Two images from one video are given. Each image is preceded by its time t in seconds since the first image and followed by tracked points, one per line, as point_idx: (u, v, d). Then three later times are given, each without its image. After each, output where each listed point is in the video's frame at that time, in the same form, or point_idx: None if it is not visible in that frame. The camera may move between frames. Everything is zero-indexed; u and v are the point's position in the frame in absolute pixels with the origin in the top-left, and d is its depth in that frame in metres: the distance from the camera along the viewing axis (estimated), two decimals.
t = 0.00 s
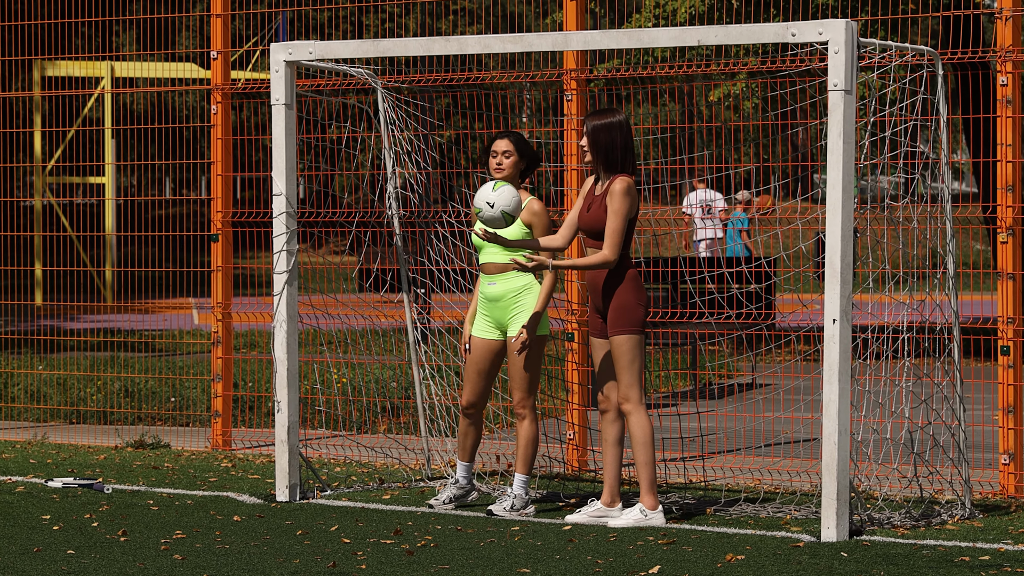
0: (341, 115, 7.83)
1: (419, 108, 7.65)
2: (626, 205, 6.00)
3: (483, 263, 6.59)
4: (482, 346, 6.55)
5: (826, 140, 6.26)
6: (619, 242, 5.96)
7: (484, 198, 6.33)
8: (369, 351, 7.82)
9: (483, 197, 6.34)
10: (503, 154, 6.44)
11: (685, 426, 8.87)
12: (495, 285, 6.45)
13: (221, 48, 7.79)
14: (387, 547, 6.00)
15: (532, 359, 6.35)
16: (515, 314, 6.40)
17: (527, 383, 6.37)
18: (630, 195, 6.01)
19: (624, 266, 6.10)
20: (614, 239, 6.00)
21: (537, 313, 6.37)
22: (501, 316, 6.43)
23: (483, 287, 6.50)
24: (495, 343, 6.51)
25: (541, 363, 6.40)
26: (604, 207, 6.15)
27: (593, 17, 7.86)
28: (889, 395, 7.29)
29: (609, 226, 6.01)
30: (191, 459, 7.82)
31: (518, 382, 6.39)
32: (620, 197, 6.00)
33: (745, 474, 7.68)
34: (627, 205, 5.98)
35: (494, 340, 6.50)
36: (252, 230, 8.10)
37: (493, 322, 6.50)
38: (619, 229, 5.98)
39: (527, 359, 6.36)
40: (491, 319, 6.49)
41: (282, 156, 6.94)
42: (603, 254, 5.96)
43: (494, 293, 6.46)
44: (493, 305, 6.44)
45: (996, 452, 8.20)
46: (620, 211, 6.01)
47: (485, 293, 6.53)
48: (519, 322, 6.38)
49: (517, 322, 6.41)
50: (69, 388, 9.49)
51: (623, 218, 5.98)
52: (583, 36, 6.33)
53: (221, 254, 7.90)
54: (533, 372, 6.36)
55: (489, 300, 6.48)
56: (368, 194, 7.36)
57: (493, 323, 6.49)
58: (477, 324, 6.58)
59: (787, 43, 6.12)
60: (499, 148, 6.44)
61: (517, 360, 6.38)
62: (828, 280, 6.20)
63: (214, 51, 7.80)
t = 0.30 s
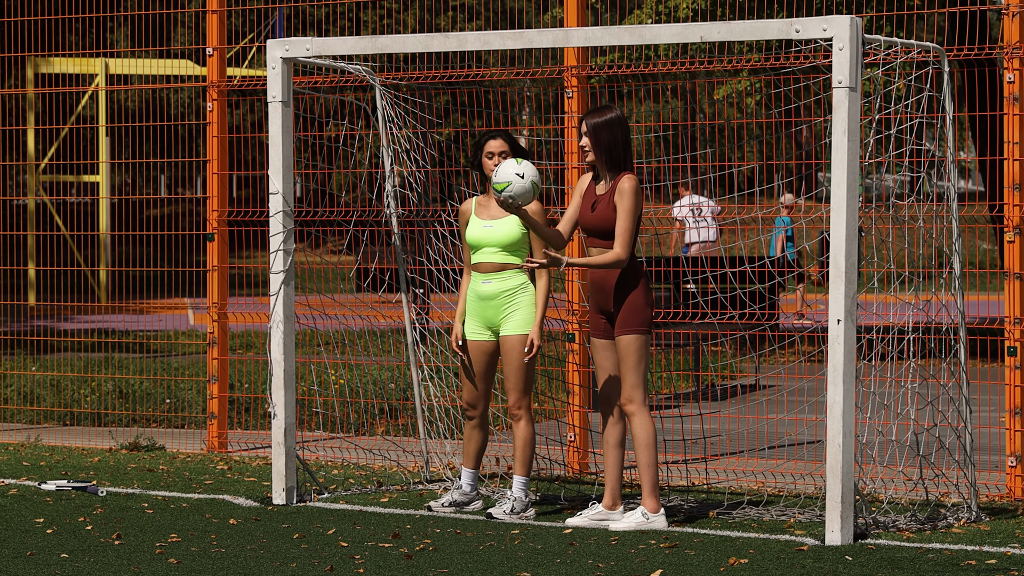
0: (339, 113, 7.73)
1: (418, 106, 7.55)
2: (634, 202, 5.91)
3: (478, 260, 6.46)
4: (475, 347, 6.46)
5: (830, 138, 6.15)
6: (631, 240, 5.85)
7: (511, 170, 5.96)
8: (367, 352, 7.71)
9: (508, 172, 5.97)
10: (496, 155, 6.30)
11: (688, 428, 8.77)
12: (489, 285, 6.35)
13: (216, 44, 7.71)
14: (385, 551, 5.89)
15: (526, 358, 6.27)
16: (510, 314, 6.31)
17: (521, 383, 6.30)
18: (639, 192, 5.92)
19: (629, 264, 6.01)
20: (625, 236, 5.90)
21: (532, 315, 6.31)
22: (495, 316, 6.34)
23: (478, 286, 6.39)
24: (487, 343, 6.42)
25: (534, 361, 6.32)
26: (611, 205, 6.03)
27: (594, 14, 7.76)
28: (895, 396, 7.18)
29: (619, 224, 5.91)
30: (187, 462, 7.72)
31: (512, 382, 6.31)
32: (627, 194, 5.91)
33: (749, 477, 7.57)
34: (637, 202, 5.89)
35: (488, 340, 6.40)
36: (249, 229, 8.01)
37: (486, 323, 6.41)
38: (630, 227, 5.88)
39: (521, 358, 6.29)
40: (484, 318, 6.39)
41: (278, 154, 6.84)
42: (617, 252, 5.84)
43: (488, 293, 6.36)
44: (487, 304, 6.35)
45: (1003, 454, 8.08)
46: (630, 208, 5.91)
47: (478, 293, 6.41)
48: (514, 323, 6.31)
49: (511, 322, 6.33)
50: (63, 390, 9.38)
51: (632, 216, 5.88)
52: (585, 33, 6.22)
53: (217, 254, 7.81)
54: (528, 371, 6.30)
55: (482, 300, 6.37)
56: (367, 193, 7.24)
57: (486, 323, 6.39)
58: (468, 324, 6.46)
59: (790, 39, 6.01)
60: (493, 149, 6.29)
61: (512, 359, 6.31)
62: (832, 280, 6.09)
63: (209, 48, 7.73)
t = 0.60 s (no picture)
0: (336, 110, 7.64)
1: (417, 103, 7.46)
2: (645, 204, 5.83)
3: (466, 258, 6.38)
4: (461, 346, 6.38)
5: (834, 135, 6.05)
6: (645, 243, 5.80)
7: (555, 210, 6.00)
8: (365, 353, 7.62)
9: (553, 211, 6.01)
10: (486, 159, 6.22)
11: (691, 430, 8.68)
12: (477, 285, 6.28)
13: (212, 41, 7.62)
14: (383, 555, 5.79)
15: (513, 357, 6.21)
16: (497, 315, 6.25)
17: (507, 384, 6.22)
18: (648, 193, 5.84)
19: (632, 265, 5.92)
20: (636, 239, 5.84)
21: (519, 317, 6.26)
22: (481, 316, 6.26)
23: (465, 285, 6.31)
24: (471, 343, 6.34)
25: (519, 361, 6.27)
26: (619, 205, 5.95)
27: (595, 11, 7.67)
28: (900, 398, 7.08)
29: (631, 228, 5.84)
30: (182, 464, 7.63)
31: (501, 382, 6.22)
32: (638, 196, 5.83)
33: (752, 480, 7.48)
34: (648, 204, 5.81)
35: (473, 339, 6.32)
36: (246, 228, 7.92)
37: (471, 322, 6.33)
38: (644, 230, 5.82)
39: (511, 358, 6.23)
40: (469, 317, 6.31)
41: (275, 152, 6.75)
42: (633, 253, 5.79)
43: (475, 291, 6.27)
44: (474, 303, 6.26)
45: (1009, 457, 7.98)
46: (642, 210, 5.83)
47: (464, 291, 6.33)
48: (500, 325, 6.24)
49: (497, 323, 6.26)
50: (57, 391, 9.29)
51: (643, 218, 5.81)
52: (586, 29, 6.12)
53: (213, 253, 7.73)
54: (517, 370, 6.24)
55: (468, 299, 6.29)
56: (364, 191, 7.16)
57: (471, 323, 6.32)
58: (452, 322, 6.38)
59: (795, 36, 5.91)
60: (481, 152, 6.22)
61: (498, 360, 6.23)
62: (836, 280, 5.99)
63: (205, 44, 7.64)
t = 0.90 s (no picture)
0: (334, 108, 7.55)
1: (415, 100, 7.37)
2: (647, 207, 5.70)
3: (455, 259, 6.30)
4: (451, 346, 6.30)
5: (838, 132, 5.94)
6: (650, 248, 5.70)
7: (590, 294, 5.60)
8: (362, 354, 7.53)
9: (587, 295, 5.61)
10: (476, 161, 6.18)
11: (693, 432, 8.58)
12: (467, 287, 6.21)
13: (208, 37, 7.55)
14: (381, 558, 5.69)
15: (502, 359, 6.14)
16: (485, 319, 6.18)
17: (495, 387, 6.13)
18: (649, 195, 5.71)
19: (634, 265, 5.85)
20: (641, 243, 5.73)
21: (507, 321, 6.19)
22: (469, 318, 6.19)
23: (455, 286, 6.23)
24: (458, 343, 6.27)
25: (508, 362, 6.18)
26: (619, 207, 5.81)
27: (596, 7, 7.57)
28: (905, 400, 6.97)
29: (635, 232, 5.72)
30: (177, 467, 7.53)
31: (487, 385, 6.14)
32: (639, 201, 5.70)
33: (756, 482, 7.38)
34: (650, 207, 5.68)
35: (461, 340, 6.26)
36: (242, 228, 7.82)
37: (459, 323, 6.25)
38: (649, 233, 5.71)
39: (497, 361, 6.14)
40: (458, 319, 6.23)
41: (271, 150, 6.65)
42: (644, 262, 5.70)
43: (464, 293, 6.20)
44: (463, 305, 6.18)
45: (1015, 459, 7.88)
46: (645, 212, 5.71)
47: (453, 293, 6.24)
48: (489, 328, 6.17)
49: (485, 326, 6.19)
50: (51, 392, 9.19)
51: (646, 221, 5.69)
52: (587, 25, 6.02)
53: (208, 253, 7.65)
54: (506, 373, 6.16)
55: (457, 300, 6.22)
56: (362, 190, 7.06)
57: (459, 323, 6.24)
58: (439, 322, 6.31)
59: (798, 32, 5.81)
60: (471, 154, 6.16)
61: (485, 362, 6.15)
62: (841, 279, 5.88)
63: (201, 41, 7.55)
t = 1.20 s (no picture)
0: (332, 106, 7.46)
1: (414, 98, 7.28)
2: (631, 197, 5.60)
3: (452, 259, 6.20)
4: (449, 347, 6.21)
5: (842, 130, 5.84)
6: (604, 226, 5.57)
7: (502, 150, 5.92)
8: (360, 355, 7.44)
9: (500, 150, 5.94)
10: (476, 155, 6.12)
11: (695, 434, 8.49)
12: (466, 287, 6.12)
13: (203, 33, 7.48)
14: (379, 562, 5.60)
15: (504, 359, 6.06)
16: (485, 319, 6.09)
17: (497, 388, 6.06)
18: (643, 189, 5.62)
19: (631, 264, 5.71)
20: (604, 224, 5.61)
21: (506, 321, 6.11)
22: (467, 318, 6.10)
23: (453, 286, 6.13)
24: (456, 344, 6.18)
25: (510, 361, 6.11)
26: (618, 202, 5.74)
27: (597, 4, 7.48)
28: (910, 401, 6.88)
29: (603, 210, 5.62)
30: (173, 469, 7.44)
31: (490, 386, 6.06)
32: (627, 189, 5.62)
33: (759, 485, 7.29)
34: (629, 196, 5.57)
35: (459, 340, 6.17)
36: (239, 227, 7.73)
37: (458, 324, 6.16)
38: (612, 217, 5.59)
39: (498, 363, 6.06)
40: (456, 319, 6.13)
41: (268, 148, 6.55)
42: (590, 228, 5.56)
43: (462, 293, 6.10)
44: (463, 306, 6.09)
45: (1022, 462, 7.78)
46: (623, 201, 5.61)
47: (452, 293, 6.15)
48: (488, 329, 6.08)
49: (484, 327, 6.10)
50: (44, 394, 9.10)
51: (619, 206, 5.59)
52: (588, 21, 5.92)
53: (205, 253, 7.57)
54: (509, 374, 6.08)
55: (455, 300, 6.12)
56: (360, 189, 6.96)
57: (457, 324, 6.15)
58: (436, 322, 6.21)
59: (801, 29, 5.71)
60: (468, 149, 6.11)
61: (485, 364, 6.07)
62: (845, 279, 5.78)
63: (197, 38, 7.47)
